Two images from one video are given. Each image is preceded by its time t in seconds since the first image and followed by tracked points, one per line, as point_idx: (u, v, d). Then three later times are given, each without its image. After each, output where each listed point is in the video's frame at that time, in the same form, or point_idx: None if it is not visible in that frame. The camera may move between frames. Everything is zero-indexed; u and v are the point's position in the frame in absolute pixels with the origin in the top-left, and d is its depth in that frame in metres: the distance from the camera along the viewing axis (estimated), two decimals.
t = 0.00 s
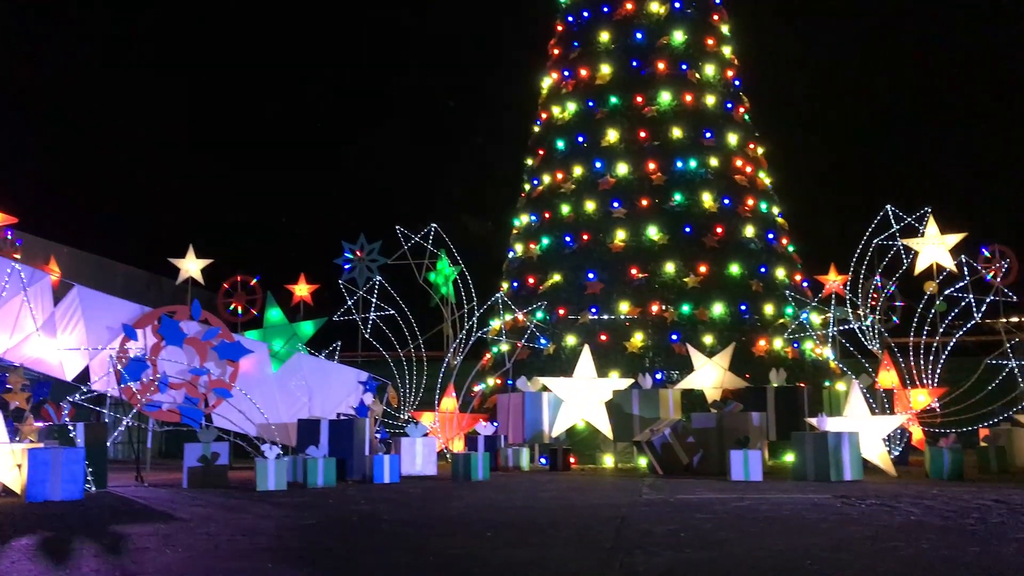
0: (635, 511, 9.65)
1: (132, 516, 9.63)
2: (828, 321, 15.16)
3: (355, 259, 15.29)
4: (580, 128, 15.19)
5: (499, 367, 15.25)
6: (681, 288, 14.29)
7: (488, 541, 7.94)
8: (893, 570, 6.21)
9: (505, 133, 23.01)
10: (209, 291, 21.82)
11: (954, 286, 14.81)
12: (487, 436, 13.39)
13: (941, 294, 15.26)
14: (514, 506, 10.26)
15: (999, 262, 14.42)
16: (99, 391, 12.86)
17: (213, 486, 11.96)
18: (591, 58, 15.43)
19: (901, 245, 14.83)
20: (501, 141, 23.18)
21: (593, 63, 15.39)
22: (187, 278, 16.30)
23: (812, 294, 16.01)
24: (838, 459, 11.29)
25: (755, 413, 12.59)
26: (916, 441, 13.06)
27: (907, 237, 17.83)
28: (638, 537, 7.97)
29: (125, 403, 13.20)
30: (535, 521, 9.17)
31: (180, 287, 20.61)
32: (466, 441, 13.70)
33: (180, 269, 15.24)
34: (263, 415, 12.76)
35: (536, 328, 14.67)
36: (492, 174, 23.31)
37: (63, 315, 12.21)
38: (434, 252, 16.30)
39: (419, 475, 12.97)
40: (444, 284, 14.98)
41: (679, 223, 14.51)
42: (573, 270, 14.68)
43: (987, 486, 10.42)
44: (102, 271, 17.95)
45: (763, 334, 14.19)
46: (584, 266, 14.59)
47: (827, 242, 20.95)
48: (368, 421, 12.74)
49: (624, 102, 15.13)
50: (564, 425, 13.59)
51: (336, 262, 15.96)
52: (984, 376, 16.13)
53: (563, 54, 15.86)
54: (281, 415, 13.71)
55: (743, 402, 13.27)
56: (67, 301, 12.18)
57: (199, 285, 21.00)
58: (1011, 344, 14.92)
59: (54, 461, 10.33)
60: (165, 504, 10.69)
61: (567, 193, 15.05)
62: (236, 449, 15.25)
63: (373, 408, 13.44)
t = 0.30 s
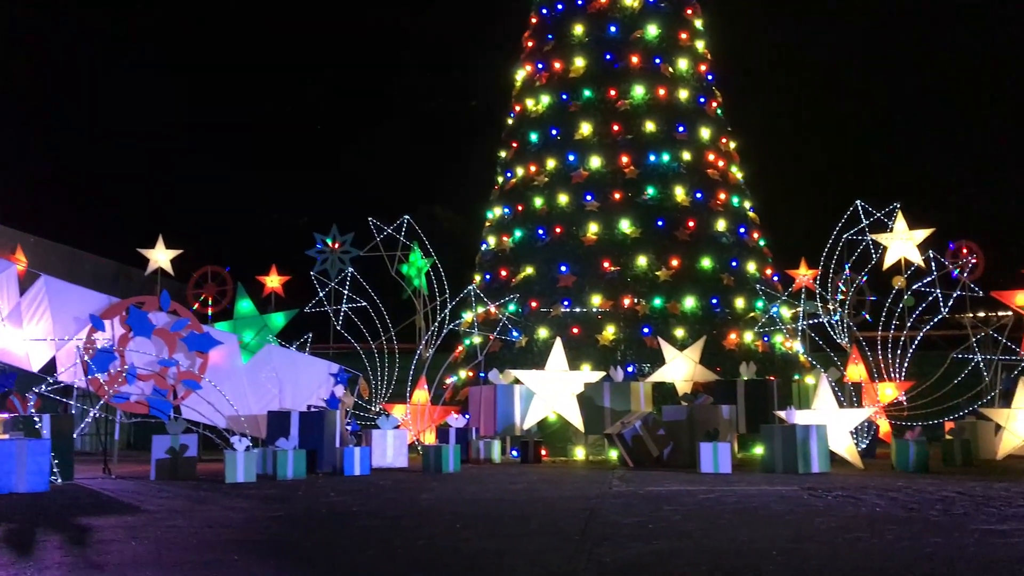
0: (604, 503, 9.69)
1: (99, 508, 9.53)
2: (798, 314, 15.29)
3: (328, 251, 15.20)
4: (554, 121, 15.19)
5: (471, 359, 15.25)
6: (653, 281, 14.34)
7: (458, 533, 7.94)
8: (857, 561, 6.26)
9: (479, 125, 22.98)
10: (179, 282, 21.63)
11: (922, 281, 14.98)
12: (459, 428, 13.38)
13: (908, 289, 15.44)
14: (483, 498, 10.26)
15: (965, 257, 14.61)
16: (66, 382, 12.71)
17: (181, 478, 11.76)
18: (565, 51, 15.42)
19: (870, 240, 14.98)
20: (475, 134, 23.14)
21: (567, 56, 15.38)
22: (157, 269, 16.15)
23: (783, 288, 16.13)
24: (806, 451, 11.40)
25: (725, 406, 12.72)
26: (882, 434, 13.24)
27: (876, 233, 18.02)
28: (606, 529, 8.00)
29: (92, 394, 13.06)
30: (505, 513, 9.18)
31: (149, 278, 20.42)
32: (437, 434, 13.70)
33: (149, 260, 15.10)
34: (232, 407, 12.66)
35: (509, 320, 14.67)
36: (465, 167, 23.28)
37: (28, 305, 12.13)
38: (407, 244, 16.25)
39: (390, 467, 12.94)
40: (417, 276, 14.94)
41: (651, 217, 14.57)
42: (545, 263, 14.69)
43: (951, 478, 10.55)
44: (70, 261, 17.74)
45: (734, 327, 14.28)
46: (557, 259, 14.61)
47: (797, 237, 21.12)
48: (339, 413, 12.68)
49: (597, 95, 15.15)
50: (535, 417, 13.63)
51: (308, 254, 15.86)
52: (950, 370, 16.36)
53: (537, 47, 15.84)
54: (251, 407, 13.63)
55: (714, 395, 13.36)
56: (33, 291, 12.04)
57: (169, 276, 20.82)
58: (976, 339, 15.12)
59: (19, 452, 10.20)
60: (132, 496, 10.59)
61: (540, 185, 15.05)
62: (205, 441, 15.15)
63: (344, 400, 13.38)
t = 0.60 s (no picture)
0: (578, 499, 9.72)
1: (69, 503, 9.44)
2: (772, 311, 15.38)
3: (304, 246, 15.10)
4: (531, 117, 15.19)
5: (447, 354, 15.23)
6: (629, 277, 14.38)
7: (431, 529, 7.94)
8: (824, 556, 6.32)
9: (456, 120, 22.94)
10: (153, 276, 21.45)
11: (895, 279, 15.12)
12: (434, 424, 13.34)
13: (881, 287, 15.56)
14: (457, 493, 10.27)
15: (938, 256, 14.75)
16: (36, 376, 12.57)
17: (153, 472, 11.75)
18: (542, 47, 15.43)
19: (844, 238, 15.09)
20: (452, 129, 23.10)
21: (545, 52, 15.39)
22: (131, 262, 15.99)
23: (758, 286, 16.23)
24: (779, 447, 11.48)
25: (699, 402, 12.79)
26: (854, 430, 13.38)
27: (850, 231, 18.16)
28: (578, 524, 8.02)
29: (64, 388, 12.93)
30: (478, 508, 9.18)
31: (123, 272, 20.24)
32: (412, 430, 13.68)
33: (123, 253, 14.96)
34: (205, 402, 12.58)
35: (485, 316, 14.68)
36: (442, 162, 23.24)
37: None
38: (383, 239, 16.19)
39: (364, 463, 12.90)
40: (393, 271, 14.89)
41: (628, 214, 14.60)
42: (521, 259, 14.70)
43: (921, 474, 10.67)
44: (41, 255, 17.55)
45: (709, 324, 14.34)
46: (533, 255, 14.62)
47: (772, 235, 21.25)
48: (313, 408, 12.64)
49: (574, 91, 15.17)
50: (511, 412, 13.63)
51: (283, 248, 15.76)
52: (920, 367, 16.55)
53: (514, 42, 15.83)
54: (224, 402, 13.54)
55: (688, 391, 13.42)
56: (4, 284, 11.93)
57: (143, 269, 20.65)
58: (947, 336, 15.27)
59: None
60: (103, 492, 10.50)
61: (517, 181, 15.06)
62: (178, 436, 15.05)
63: (319, 395, 13.32)
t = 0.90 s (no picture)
0: (553, 497, 9.71)
1: (38, 502, 9.32)
2: (748, 311, 15.45)
3: (280, 244, 15.02)
4: (509, 115, 15.19)
5: (424, 353, 15.19)
6: (606, 277, 14.40)
7: (405, 528, 7.90)
8: (796, 554, 6.34)
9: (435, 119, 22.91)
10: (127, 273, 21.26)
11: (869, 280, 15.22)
12: (410, 422, 13.29)
13: (856, 287, 15.68)
14: (432, 492, 10.24)
15: (912, 257, 14.86)
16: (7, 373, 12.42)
17: (125, 471, 11.63)
18: (521, 46, 15.43)
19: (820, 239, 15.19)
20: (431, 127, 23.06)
21: (523, 51, 15.40)
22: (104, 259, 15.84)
23: (734, 286, 16.30)
24: (754, 446, 11.54)
25: (675, 401, 12.82)
26: (828, 430, 13.49)
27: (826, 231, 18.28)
28: (553, 523, 8.02)
29: (35, 386, 12.78)
30: (453, 508, 9.15)
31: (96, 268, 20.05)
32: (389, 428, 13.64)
33: (96, 250, 14.82)
34: (179, 400, 12.48)
35: (462, 314, 14.66)
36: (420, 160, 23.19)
37: None
38: (361, 237, 16.13)
39: (340, 462, 12.84)
40: (370, 269, 14.84)
41: (605, 213, 14.63)
42: (499, 257, 14.69)
43: (893, 473, 10.76)
44: (13, 251, 17.35)
45: (686, 323, 14.38)
46: (510, 253, 14.61)
47: (748, 235, 21.36)
48: (289, 406, 12.56)
49: (553, 90, 15.18)
50: (487, 411, 13.61)
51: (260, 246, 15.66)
52: (894, 367, 16.70)
53: (493, 41, 15.82)
54: (198, 400, 13.44)
55: (665, 390, 13.46)
56: None
57: (116, 266, 20.45)
58: (921, 337, 15.41)
59: None
60: (74, 490, 10.38)
61: (495, 180, 15.05)
62: (152, 434, 14.93)
63: (294, 394, 13.24)
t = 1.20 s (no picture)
0: (525, 498, 9.70)
1: (5, 503, 9.20)
2: (722, 313, 15.54)
3: (254, 243, 14.92)
4: (485, 116, 15.18)
5: (397, 353, 15.15)
6: (580, 278, 14.43)
7: (376, 529, 7.86)
8: (765, 554, 6.37)
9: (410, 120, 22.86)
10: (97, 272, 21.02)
11: (841, 282, 15.36)
12: (384, 423, 13.22)
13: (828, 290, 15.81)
14: (404, 492, 10.23)
15: (883, 259, 14.99)
16: None
17: (95, 472, 11.49)
18: (497, 47, 15.44)
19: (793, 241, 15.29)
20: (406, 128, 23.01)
21: (499, 52, 15.41)
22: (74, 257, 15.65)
23: (708, 288, 16.39)
24: (726, 447, 11.60)
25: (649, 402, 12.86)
26: (800, 431, 13.60)
27: (799, 234, 18.44)
28: (525, 523, 8.01)
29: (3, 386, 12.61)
30: (425, 509, 9.13)
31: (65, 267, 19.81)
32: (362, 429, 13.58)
33: (66, 248, 14.65)
34: (150, 400, 12.35)
35: (437, 315, 14.64)
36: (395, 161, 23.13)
37: None
38: (335, 237, 16.05)
39: (312, 463, 12.77)
40: (344, 269, 14.78)
41: (580, 214, 14.66)
42: (474, 258, 14.68)
43: (862, 473, 10.87)
44: None
45: (660, 325, 14.44)
46: (485, 254, 14.61)
47: (722, 238, 21.48)
48: (261, 406, 12.47)
49: (528, 91, 15.19)
50: (461, 412, 13.58)
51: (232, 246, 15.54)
52: (865, 369, 16.86)
53: (469, 41, 15.81)
54: (169, 400, 13.32)
55: (638, 391, 13.51)
56: None
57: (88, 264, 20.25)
58: (891, 338, 15.57)
59: None
60: (42, 491, 10.25)
61: (470, 180, 15.04)
62: (122, 435, 14.76)
63: (266, 394, 13.14)
